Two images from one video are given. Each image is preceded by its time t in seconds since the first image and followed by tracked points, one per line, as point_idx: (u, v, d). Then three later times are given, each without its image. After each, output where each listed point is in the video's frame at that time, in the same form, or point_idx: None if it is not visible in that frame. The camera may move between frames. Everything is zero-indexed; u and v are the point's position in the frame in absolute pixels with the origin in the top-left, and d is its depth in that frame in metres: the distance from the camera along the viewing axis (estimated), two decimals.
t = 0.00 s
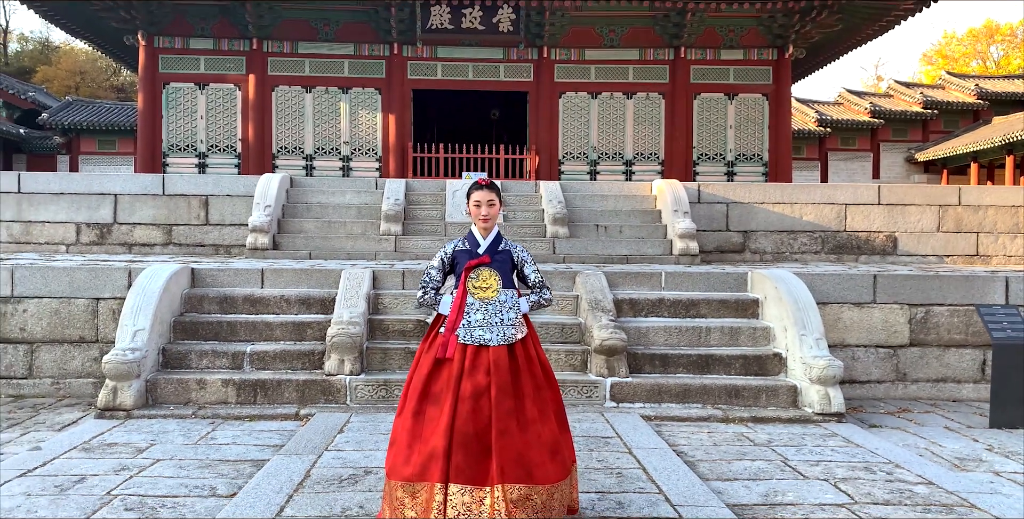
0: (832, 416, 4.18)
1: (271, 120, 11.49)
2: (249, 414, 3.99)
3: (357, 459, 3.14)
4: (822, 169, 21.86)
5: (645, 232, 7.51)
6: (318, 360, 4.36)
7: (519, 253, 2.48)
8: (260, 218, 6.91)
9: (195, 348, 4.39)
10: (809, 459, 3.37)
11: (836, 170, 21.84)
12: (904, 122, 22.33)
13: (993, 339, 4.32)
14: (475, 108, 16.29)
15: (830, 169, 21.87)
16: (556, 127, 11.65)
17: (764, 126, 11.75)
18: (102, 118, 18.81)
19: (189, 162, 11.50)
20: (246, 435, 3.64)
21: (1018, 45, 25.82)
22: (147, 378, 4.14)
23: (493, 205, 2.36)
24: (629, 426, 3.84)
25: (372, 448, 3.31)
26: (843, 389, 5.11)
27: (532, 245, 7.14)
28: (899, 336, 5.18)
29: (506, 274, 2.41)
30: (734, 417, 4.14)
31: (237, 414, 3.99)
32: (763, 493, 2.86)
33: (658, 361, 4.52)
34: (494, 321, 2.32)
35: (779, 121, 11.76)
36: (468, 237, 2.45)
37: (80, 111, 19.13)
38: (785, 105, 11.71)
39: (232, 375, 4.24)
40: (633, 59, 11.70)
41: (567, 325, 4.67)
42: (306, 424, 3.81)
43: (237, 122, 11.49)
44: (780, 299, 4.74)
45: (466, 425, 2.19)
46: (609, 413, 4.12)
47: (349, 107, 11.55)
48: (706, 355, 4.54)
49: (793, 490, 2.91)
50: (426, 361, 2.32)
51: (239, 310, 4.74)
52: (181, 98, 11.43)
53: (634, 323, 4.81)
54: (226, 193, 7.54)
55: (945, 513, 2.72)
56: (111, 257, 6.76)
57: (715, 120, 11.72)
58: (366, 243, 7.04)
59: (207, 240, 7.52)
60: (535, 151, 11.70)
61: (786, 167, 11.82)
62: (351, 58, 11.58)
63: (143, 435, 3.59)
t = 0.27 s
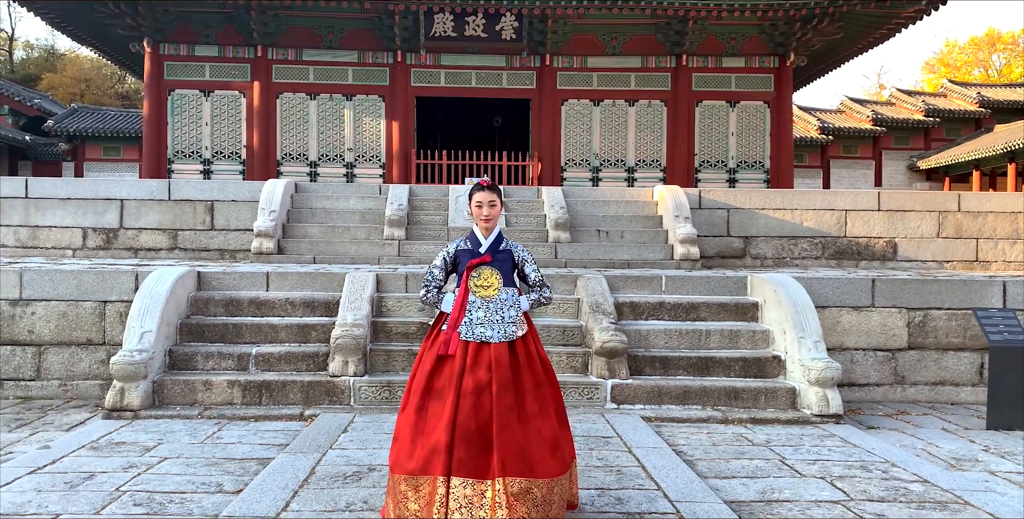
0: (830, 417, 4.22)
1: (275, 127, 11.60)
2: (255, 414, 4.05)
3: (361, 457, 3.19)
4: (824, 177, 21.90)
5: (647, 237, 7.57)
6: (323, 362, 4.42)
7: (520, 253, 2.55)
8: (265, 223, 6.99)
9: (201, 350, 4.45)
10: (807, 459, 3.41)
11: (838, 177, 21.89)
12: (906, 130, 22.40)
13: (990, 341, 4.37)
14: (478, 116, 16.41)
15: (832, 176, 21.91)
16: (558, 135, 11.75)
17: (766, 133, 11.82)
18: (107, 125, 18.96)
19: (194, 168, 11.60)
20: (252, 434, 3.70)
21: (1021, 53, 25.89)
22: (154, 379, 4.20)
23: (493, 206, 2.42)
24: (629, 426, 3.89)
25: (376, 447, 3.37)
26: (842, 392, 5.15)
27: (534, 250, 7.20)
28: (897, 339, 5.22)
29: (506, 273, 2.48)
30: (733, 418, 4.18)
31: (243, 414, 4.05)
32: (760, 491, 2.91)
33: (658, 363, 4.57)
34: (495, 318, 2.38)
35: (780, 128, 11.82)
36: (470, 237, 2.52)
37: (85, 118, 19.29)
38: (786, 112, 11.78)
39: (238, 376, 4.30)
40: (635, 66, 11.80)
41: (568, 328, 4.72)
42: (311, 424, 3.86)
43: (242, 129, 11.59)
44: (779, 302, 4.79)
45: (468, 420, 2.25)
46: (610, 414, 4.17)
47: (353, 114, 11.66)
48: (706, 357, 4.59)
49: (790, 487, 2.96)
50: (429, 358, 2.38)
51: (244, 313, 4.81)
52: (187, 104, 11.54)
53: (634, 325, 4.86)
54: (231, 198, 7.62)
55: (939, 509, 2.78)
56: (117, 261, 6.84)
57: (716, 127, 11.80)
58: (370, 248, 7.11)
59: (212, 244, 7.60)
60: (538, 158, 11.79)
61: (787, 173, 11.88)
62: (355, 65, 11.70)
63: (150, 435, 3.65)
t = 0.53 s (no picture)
0: (823, 419, 4.28)
1: (273, 133, 11.66)
2: (255, 416, 4.09)
3: (361, 456, 3.24)
4: (819, 184, 22.03)
5: (642, 243, 7.65)
6: (323, 365, 4.47)
7: (518, 255, 2.61)
8: (264, 228, 7.05)
9: (202, 352, 4.49)
10: (799, 458, 3.48)
11: (833, 185, 22.05)
12: (900, 138, 22.59)
13: (980, 345, 4.45)
14: (475, 123, 16.52)
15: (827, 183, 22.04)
16: (555, 142, 11.83)
17: (761, 141, 11.93)
18: (104, 131, 19.01)
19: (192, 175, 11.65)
20: (253, 435, 3.74)
21: (1014, 62, 26.14)
22: (156, 382, 4.24)
23: (492, 208, 2.48)
24: (625, 427, 3.95)
25: (375, 447, 3.42)
26: (835, 395, 5.22)
27: (532, 256, 7.27)
28: (890, 343, 5.29)
29: (505, 274, 2.54)
30: (728, 420, 4.24)
31: (243, 416, 4.09)
32: (753, 489, 2.97)
33: (654, 366, 4.63)
34: (493, 318, 2.44)
35: (775, 136, 11.94)
36: (470, 239, 2.59)
37: (82, 125, 19.34)
38: (782, 120, 11.89)
39: (238, 379, 4.34)
40: (631, 74, 11.91)
41: (565, 331, 4.79)
42: (311, 426, 3.91)
43: (240, 136, 11.66)
44: (772, 306, 4.87)
45: (468, 417, 2.30)
46: (606, 416, 4.23)
47: (351, 121, 11.74)
48: (700, 360, 4.65)
49: (783, 485, 3.02)
50: (429, 357, 2.44)
51: (244, 316, 4.86)
52: (185, 111, 11.59)
53: (630, 329, 4.92)
54: (230, 204, 7.68)
55: (928, 506, 2.84)
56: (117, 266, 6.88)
57: (712, 134, 11.91)
58: (368, 253, 7.16)
59: (211, 250, 7.65)
60: (535, 165, 11.88)
61: (782, 180, 11.99)
62: (353, 72, 11.78)
63: (152, 436, 3.70)
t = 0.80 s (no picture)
0: (813, 422, 4.37)
1: (269, 140, 11.71)
2: (253, 418, 4.13)
3: (360, 456, 3.29)
4: (810, 193, 22.24)
5: (635, 249, 7.74)
6: (320, 367, 4.51)
7: (517, 257, 2.69)
8: (261, 233, 7.09)
9: (200, 355, 4.53)
10: (790, 458, 3.55)
11: (824, 194, 22.28)
12: (891, 148, 22.88)
13: (966, 349, 4.55)
14: (470, 130, 16.63)
15: (818, 192, 22.27)
16: (549, 150, 11.94)
17: (753, 149, 12.07)
18: (97, 137, 19.00)
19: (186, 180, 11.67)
20: (252, 436, 3.78)
21: (1003, 73, 26.52)
22: (155, 384, 4.28)
23: (492, 211, 2.56)
24: (619, 429, 4.01)
25: (374, 447, 3.47)
26: (825, 399, 5.31)
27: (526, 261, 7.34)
28: (878, 348, 5.39)
29: (504, 275, 2.61)
30: (720, 422, 4.31)
31: (242, 418, 4.13)
32: (745, 487, 3.04)
33: (647, 370, 4.70)
34: (493, 317, 2.51)
35: (767, 145, 12.08)
36: (470, 241, 2.66)
37: (76, 131, 19.32)
38: (774, 129, 12.05)
39: (236, 381, 4.38)
40: (625, 83, 12.05)
41: (560, 335, 4.85)
42: (308, 427, 3.95)
43: (236, 142, 11.70)
44: (763, 311, 4.95)
45: (467, 414, 2.37)
46: (599, 418, 4.30)
47: (346, 127, 11.80)
48: (693, 364, 4.73)
49: (773, 484, 3.09)
50: (430, 356, 2.50)
51: (242, 319, 4.90)
52: (181, 117, 11.63)
53: (624, 333, 5.00)
54: (227, 209, 7.72)
55: (914, 504, 2.92)
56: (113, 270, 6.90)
57: (704, 143, 12.05)
58: (364, 258, 7.22)
59: (207, 254, 7.68)
60: (528, 172, 11.98)
61: (773, 189, 12.12)
62: (349, 79, 11.86)
63: (152, 436, 3.73)
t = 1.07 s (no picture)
0: (806, 425, 4.44)
1: (268, 148, 11.79)
2: (256, 421, 4.19)
3: (362, 457, 3.35)
4: (805, 202, 22.41)
5: (632, 257, 7.83)
6: (321, 371, 4.57)
7: (518, 261, 2.77)
8: (261, 240, 7.16)
9: (203, 359, 4.59)
10: (784, 460, 3.63)
11: (818, 204, 22.46)
12: (886, 158, 23.11)
13: (957, 355, 4.64)
14: (468, 139, 16.75)
15: (813, 201, 22.44)
16: (545, 159, 12.06)
17: (748, 159, 12.19)
18: (95, 145, 19.06)
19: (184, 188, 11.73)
20: (255, 438, 3.84)
21: (996, 85, 26.80)
22: (158, 387, 4.33)
23: (494, 216, 2.64)
24: (616, 432, 4.08)
25: (376, 449, 3.53)
26: (818, 404, 5.39)
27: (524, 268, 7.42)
28: (871, 354, 5.47)
29: (506, 278, 2.69)
30: (715, 426, 4.38)
31: (245, 421, 4.19)
32: (739, 487, 3.11)
33: (644, 374, 4.77)
34: (495, 319, 2.59)
35: (763, 154, 12.20)
36: (473, 245, 2.74)
37: (74, 139, 19.38)
38: (769, 139, 12.18)
39: (239, 385, 4.44)
40: (621, 93, 12.19)
41: (557, 341, 4.93)
42: (311, 430, 4.01)
43: (235, 150, 11.78)
44: (758, 316, 5.04)
45: (470, 412, 2.44)
46: (597, 422, 4.36)
47: (345, 136, 11.90)
48: (688, 369, 4.81)
49: (767, 484, 3.17)
50: (434, 356, 2.58)
51: (244, 324, 4.96)
52: (180, 125, 11.70)
53: (621, 338, 5.08)
54: (227, 216, 7.79)
55: (905, 503, 3.00)
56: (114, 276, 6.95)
57: (700, 153, 12.17)
58: (364, 265, 7.29)
59: (207, 261, 7.74)
60: (526, 181, 12.08)
61: (769, 198, 12.24)
62: (348, 88, 11.97)
63: (157, 438, 3.79)
